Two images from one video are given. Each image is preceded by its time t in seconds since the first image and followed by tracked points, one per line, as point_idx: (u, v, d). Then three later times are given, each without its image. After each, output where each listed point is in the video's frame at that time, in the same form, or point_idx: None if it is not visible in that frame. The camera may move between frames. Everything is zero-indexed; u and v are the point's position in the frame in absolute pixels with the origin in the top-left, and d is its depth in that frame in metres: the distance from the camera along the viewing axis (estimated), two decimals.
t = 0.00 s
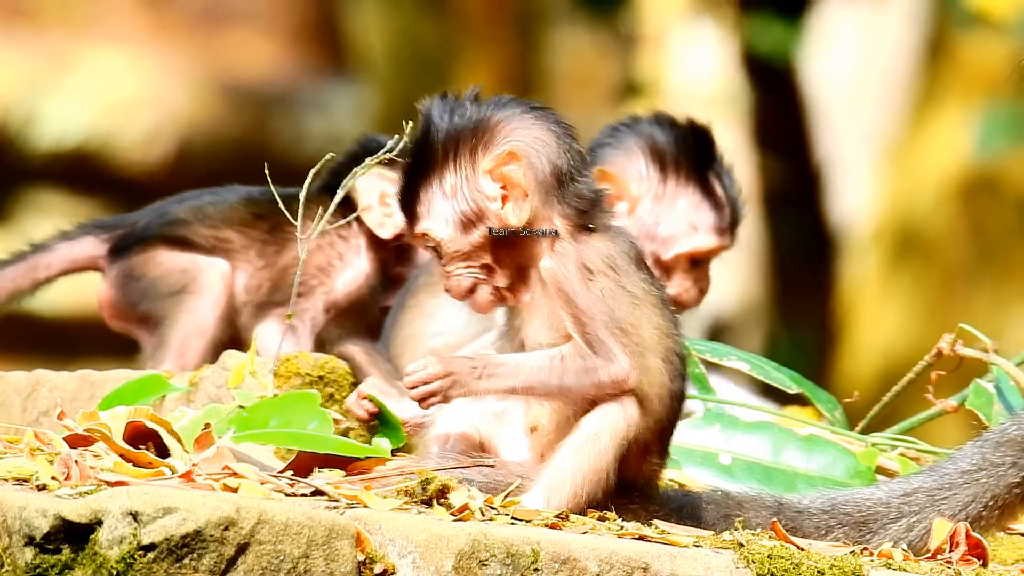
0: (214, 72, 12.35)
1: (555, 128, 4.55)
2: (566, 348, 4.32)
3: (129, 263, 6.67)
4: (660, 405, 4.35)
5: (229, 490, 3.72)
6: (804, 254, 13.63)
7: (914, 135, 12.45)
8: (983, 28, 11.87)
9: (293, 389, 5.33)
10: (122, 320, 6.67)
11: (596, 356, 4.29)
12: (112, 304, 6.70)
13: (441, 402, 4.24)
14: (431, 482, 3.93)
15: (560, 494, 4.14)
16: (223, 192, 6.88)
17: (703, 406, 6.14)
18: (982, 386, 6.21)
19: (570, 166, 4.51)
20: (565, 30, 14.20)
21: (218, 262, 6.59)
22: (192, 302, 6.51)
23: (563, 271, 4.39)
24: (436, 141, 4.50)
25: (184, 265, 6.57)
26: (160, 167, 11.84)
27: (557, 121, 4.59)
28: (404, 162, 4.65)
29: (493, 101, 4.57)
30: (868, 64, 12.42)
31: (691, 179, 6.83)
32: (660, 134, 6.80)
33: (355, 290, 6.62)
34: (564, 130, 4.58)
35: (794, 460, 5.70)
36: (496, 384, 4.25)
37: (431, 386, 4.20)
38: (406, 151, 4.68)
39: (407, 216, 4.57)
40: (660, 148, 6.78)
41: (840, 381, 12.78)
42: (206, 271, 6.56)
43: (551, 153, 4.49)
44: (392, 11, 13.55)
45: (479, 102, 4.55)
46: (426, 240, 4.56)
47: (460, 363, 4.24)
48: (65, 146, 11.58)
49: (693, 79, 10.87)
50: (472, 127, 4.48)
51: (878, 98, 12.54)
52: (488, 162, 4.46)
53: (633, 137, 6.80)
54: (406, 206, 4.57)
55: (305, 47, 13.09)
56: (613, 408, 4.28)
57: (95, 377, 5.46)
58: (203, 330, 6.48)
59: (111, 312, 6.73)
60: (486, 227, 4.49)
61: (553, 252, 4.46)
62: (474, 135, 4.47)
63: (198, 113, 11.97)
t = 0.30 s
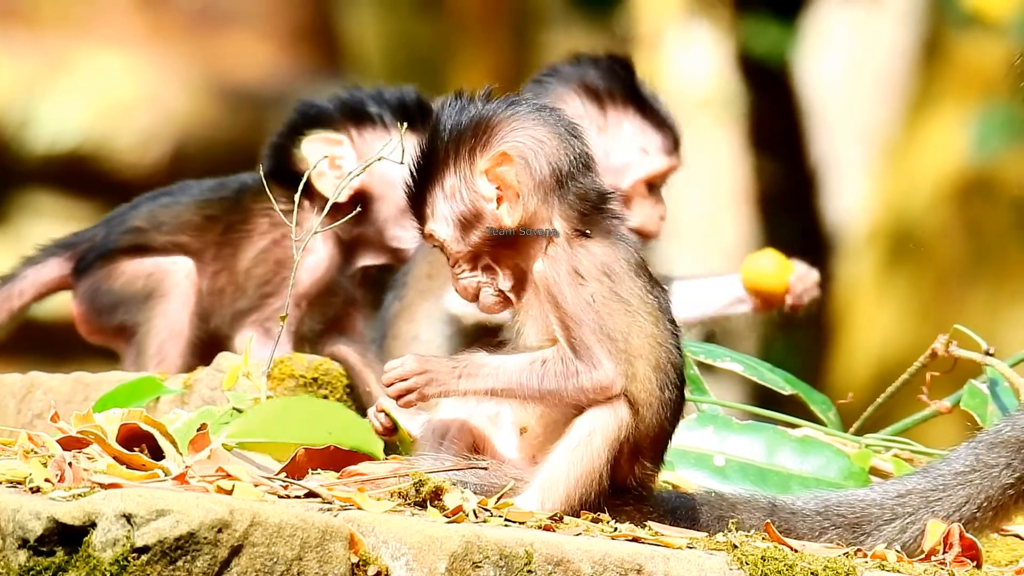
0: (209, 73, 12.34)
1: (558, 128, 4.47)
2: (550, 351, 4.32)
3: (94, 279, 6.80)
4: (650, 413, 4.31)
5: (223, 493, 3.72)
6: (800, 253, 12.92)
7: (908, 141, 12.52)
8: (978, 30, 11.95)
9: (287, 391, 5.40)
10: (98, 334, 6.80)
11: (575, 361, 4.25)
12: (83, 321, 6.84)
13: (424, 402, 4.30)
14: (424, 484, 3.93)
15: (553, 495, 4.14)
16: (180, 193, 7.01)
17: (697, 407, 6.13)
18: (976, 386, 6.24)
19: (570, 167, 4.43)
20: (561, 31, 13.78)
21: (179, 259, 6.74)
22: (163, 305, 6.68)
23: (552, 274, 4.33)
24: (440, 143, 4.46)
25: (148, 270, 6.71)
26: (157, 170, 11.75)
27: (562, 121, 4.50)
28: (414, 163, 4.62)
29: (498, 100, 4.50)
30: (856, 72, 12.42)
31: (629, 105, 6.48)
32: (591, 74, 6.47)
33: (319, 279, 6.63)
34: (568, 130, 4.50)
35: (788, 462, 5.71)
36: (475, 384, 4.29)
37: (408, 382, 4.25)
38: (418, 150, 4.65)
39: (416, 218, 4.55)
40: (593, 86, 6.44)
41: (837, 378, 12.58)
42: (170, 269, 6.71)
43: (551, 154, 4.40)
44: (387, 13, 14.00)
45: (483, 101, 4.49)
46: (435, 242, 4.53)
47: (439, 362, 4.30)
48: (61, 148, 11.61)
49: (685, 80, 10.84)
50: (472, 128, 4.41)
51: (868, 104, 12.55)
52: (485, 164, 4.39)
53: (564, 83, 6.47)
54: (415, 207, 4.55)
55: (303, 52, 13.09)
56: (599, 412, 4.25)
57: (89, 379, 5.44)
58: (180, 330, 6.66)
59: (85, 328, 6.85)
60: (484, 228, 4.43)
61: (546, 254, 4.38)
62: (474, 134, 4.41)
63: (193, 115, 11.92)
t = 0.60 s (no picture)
0: (205, 74, 12.35)
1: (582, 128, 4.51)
2: (554, 350, 4.30)
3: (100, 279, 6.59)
4: (647, 415, 4.31)
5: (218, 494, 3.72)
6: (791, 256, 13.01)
7: (904, 143, 12.52)
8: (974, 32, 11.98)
9: (281, 391, 5.41)
10: (99, 333, 6.61)
11: (579, 360, 4.25)
12: (87, 321, 6.63)
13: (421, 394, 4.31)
14: (420, 484, 3.93)
15: (547, 496, 4.13)
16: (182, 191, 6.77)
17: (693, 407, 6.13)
18: (972, 387, 6.23)
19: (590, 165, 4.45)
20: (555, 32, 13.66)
21: (189, 262, 6.52)
22: (169, 310, 6.50)
23: (557, 274, 4.33)
24: (471, 141, 4.42)
25: (156, 272, 6.51)
26: (152, 170, 11.69)
27: (574, 120, 4.52)
28: (422, 166, 4.53)
29: (509, 101, 4.50)
30: (851, 74, 12.74)
31: (618, 89, 6.22)
32: (580, 58, 6.26)
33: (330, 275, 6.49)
34: (580, 129, 4.52)
35: (783, 463, 5.71)
36: (478, 379, 4.28)
37: (410, 372, 4.26)
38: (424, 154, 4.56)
39: (434, 220, 4.45)
40: (581, 71, 6.21)
41: (833, 379, 12.63)
42: (180, 273, 6.50)
43: (578, 151, 4.43)
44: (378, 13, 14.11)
45: (499, 103, 4.49)
46: (457, 245, 4.45)
47: (443, 354, 4.29)
48: (56, 149, 11.50)
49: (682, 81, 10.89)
50: (507, 126, 4.40)
51: (859, 107, 12.81)
52: (529, 160, 4.38)
53: (551, 68, 6.25)
54: (432, 210, 4.45)
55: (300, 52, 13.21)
56: (595, 413, 4.25)
57: (85, 380, 5.45)
58: (184, 337, 6.47)
59: (86, 326, 6.66)
60: (527, 225, 4.40)
61: (554, 255, 4.38)
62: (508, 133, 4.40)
63: (188, 117, 11.89)
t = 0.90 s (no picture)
0: (203, 74, 12.36)
1: (611, 134, 4.45)
2: (579, 352, 4.25)
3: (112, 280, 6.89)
4: (660, 426, 4.32)
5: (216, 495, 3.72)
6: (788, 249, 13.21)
7: (902, 144, 12.45)
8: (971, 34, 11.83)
9: (279, 393, 5.52)
10: (110, 333, 6.92)
11: (600, 363, 4.22)
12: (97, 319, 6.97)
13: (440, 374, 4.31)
14: (417, 486, 3.93)
15: (548, 499, 4.12)
16: (201, 198, 7.03)
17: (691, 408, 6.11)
18: (968, 389, 6.23)
19: (618, 174, 4.42)
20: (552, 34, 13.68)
21: (203, 271, 6.80)
22: (177, 316, 6.77)
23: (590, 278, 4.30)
24: (492, 136, 4.42)
25: (170, 279, 6.80)
26: (149, 171, 11.69)
27: (612, 127, 4.48)
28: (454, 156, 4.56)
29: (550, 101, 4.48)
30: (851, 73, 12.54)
31: (628, 108, 6.26)
32: (596, 69, 6.35)
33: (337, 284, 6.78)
34: (618, 136, 4.48)
35: (780, 464, 5.72)
36: (502, 370, 4.23)
37: (429, 353, 4.28)
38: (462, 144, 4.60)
39: (456, 210, 4.49)
40: (596, 81, 6.30)
41: (831, 381, 12.70)
42: (192, 280, 6.79)
43: (602, 159, 4.39)
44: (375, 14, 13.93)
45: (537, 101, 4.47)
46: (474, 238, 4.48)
47: (466, 342, 4.28)
48: (54, 151, 11.48)
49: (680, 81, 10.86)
50: (526, 124, 4.39)
51: (862, 109, 12.62)
52: (538, 161, 4.36)
53: (569, 72, 6.38)
54: (455, 200, 4.49)
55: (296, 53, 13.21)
56: (605, 420, 4.23)
57: (83, 381, 5.47)
58: (185, 343, 6.70)
59: (98, 325, 6.99)
60: (531, 227, 4.39)
61: (587, 258, 4.36)
62: (529, 132, 4.38)
63: (185, 119, 11.88)
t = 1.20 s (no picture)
0: (204, 74, 12.36)
1: (628, 140, 4.39)
2: (582, 345, 4.28)
3: (101, 279, 6.86)
4: (666, 430, 4.30)
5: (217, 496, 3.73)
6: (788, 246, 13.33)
7: (902, 146, 12.47)
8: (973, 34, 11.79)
9: (281, 394, 5.55)
10: (98, 333, 6.87)
11: (601, 359, 4.23)
12: (84, 318, 6.91)
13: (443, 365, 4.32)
14: (418, 487, 3.93)
15: (549, 500, 4.13)
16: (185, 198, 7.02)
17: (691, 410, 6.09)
18: (970, 390, 6.22)
19: (629, 180, 4.37)
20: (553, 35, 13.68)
21: (196, 269, 6.81)
22: (171, 316, 6.77)
23: (595, 274, 4.29)
24: (506, 135, 4.44)
25: (162, 277, 6.79)
26: (149, 172, 11.68)
27: (634, 133, 4.43)
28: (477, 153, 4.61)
29: (576, 102, 4.48)
30: (852, 75, 12.94)
31: (614, 91, 6.23)
32: (579, 69, 6.33)
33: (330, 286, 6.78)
34: (639, 143, 4.43)
35: (781, 465, 5.73)
36: (505, 361, 4.26)
37: (435, 345, 4.31)
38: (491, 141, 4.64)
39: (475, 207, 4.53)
40: (578, 78, 6.29)
41: (831, 382, 12.71)
42: (186, 279, 6.78)
43: (611, 163, 4.35)
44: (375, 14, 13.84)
45: (561, 101, 4.48)
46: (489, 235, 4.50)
47: (469, 333, 4.31)
48: (55, 151, 11.50)
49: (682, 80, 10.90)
50: (538, 125, 4.39)
51: (861, 111, 12.88)
52: (544, 162, 4.36)
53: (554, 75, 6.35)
54: (473, 197, 4.53)
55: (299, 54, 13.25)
56: (608, 420, 4.22)
57: (84, 382, 5.48)
58: (182, 343, 6.73)
59: (83, 323, 6.93)
60: (533, 228, 4.39)
61: (592, 257, 4.34)
62: (539, 132, 4.39)
63: (187, 119, 11.87)
